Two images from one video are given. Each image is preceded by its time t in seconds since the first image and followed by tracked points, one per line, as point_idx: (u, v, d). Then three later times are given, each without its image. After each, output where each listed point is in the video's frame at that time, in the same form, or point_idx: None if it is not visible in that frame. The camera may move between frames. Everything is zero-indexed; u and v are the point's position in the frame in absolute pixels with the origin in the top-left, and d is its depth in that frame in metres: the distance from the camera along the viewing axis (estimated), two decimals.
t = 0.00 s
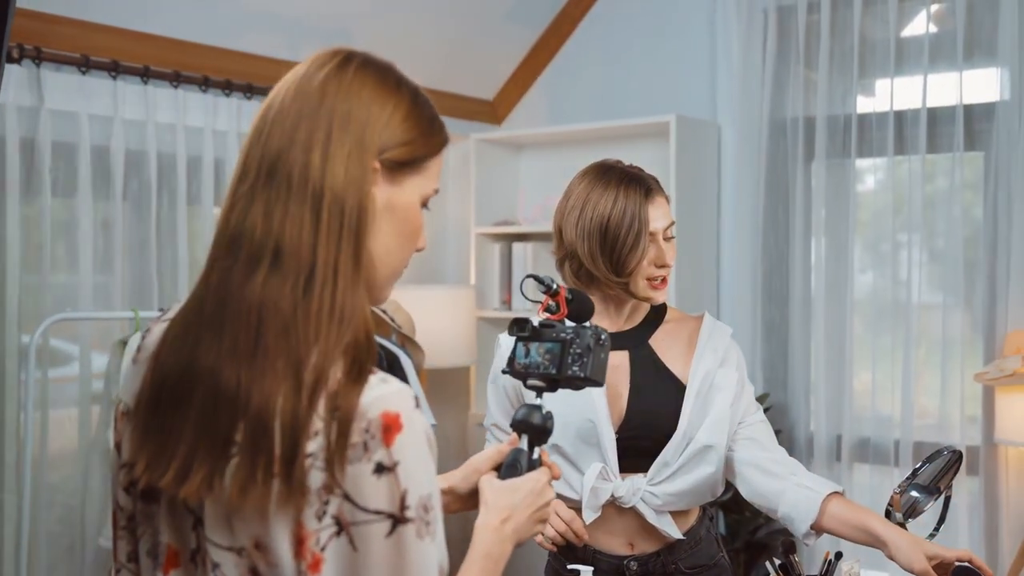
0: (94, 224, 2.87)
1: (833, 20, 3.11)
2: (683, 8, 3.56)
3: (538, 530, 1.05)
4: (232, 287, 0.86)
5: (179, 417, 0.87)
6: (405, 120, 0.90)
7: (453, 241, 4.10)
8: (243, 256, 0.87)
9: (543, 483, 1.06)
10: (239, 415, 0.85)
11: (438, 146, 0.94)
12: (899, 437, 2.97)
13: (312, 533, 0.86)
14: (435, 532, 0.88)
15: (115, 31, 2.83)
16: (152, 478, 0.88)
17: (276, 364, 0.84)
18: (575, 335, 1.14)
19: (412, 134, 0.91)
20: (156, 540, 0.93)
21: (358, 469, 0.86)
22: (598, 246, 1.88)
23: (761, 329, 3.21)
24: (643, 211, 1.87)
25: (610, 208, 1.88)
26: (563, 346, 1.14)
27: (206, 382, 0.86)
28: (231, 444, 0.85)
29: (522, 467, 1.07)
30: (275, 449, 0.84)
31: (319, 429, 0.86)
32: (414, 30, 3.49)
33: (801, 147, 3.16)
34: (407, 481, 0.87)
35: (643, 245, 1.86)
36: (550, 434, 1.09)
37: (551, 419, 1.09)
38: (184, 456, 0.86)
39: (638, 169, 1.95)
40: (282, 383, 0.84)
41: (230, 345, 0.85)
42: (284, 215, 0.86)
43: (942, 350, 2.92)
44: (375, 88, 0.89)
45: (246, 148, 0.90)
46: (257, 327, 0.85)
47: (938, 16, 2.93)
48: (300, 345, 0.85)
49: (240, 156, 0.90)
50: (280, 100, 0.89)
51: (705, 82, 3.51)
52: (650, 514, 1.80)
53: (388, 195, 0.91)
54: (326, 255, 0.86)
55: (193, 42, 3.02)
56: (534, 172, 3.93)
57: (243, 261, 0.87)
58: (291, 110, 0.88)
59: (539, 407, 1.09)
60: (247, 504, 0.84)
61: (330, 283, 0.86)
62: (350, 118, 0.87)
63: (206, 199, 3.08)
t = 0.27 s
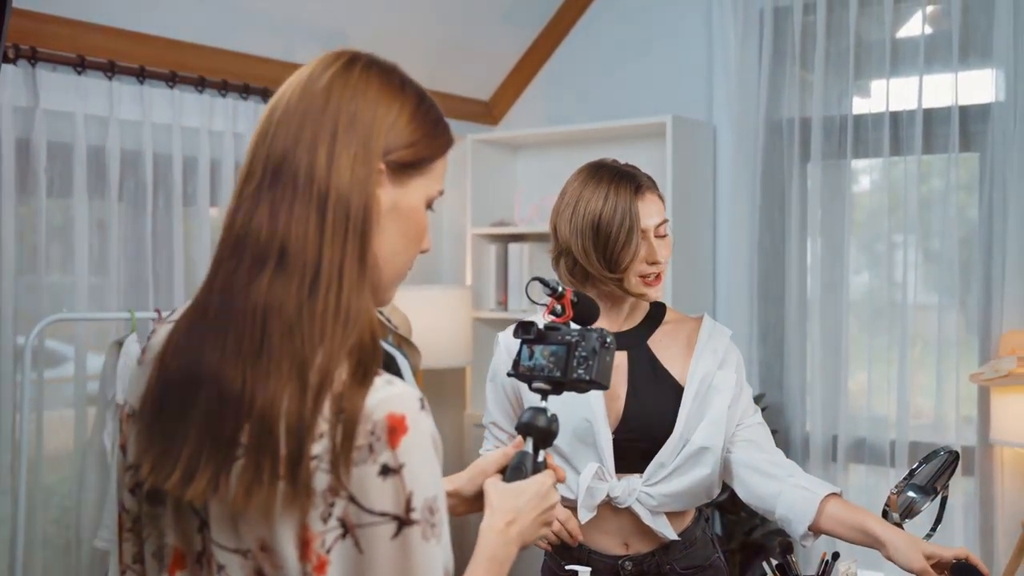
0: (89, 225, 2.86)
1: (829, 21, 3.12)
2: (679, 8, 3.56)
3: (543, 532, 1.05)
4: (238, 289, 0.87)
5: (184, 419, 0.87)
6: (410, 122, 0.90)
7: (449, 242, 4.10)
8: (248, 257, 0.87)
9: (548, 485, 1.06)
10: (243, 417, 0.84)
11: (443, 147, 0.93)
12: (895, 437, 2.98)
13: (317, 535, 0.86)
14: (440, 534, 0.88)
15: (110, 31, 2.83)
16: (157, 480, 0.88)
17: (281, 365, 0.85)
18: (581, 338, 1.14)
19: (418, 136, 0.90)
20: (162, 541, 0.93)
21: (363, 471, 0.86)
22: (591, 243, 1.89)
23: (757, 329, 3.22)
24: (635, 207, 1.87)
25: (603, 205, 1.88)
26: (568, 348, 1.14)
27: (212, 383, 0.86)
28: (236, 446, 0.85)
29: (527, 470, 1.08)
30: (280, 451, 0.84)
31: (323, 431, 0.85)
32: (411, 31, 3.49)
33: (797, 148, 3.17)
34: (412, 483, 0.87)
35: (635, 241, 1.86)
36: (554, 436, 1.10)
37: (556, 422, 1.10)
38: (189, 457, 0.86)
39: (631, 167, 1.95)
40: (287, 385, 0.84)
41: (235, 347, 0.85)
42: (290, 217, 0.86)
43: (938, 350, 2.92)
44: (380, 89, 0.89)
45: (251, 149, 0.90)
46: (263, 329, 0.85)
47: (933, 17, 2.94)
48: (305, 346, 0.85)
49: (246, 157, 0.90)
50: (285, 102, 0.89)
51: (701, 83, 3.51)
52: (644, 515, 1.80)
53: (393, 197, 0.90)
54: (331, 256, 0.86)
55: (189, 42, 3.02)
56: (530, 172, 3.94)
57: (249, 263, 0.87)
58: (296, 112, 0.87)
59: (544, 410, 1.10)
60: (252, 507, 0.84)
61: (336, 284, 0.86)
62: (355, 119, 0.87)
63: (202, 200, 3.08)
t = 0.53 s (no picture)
0: (85, 226, 2.85)
1: (825, 23, 3.12)
2: (676, 9, 3.56)
3: (546, 536, 1.05)
4: (243, 290, 0.86)
5: (190, 420, 0.87)
6: (416, 124, 0.90)
7: (446, 242, 4.10)
8: (254, 259, 0.87)
9: (552, 488, 1.07)
10: (249, 419, 0.84)
11: (448, 150, 0.93)
12: (891, 437, 2.98)
13: (322, 537, 0.86)
14: (446, 535, 0.88)
15: (107, 31, 2.82)
16: (162, 481, 0.88)
17: (286, 366, 0.84)
18: (585, 341, 1.14)
19: (422, 138, 0.90)
20: (167, 543, 0.93)
21: (369, 473, 0.86)
22: (579, 239, 1.89)
23: (753, 329, 3.22)
24: (620, 201, 1.88)
25: (589, 201, 1.90)
26: (573, 351, 1.14)
27: (217, 385, 0.85)
28: (241, 447, 0.85)
29: (532, 473, 1.08)
30: (286, 453, 0.84)
31: (329, 433, 0.85)
32: (408, 31, 3.49)
33: (794, 148, 3.17)
34: (418, 484, 0.87)
35: (620, 234, 1.86)
36: (559, 439, 1.11)
37: (560, 425, 1.11)
38: (195, 459, 0.86)
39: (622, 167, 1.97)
40: (293, 387, 0.84)
41: (240, 348, 0.85)
42: (295, 218, 0.86)
43: (934, 350, 2.93)
44: (385, 91, 0.89)
45: (256, 151, 0.90)
46: (268, 330, 0.84)
47: (929, 18, 2.94)
48: (310, 348, 0.84)
49: (251, 159, 0.90)
50: (290, 103, 0.89)
51: (697, 84, 3.52)
52: (640, 514, 1.80)
53: (399, 198, 0.90)
54: (337, 257, 0.86)
55: (186, 43, 3.01)
56: (527, 173, 3.94)
57: (254, 264, 0.86)
58: (301, 114, 0.87)
59: (549, 413, 1.11)
60: (257, 509, 0.84)
61: (341, 285, 0.86)
62: (361, 120, 0.87)
63: (198, 201, 3.08)
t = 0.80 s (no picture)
0: (81, 228, 2.85)
1: (821, 24, 3.12)
2: (672, 10, 3.57)
3: (550, 540, 1.05)
4: (248, 292, 0.86)
5: (194, 422, 0.87)
6: (421, 126, 0.90)
7: (442, 242, 4.10)
8: (259, 260, 0.86)
9: (556, 492, 1.06)
10: (254, 420, 0.84)
11: (453, 152, 0.93)
12: (887, 438, 2.98)
13: (327, 539, 0.85)
14: (453, 538, 0.88)
15: (102, 31, 2.82)
16: (167, 483, 0.88)
17: (292, 368, 0.84)
18: (589, 344, 1.15)
19: (427, 139, 0.90)
20: (171, 545, 0.93)
21: (374, 475, 0.85)
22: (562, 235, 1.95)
23: (750, 330, 3.22)
24: (597, 198, 1.92)
25: (569, 201, 1.95)
26: (577, 354, 1.14)
27: (221, 387, 0.85)
28: (246, 449, 0.84)
29: (535, 476, 1.08)
30: (290, 456, 0.83)
31: (334, 435, 0.85)
32: (404, 31, 3.48)
33: (790, 149, 3.18)
34: (424, 487, 0.86)
35: (596, 229, 1.89)
36: (562, 442, 1.11)
37: (564, 428, 1.11)
38: (200, 460, 0.86)
39: (609, 168, 2.01)
40: (298, 388, 0.84)
41: (245, 350, 0.85)
42: (300, 219, 0.86)
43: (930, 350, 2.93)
44: (390, 93, 0.88)
45: (261, 152, 0.90)
46: (273, 332, 0.85)
47: (925, 19, 2.95)
48: (315, 350, 0.85)
49: (256, 161, 0.90)
50: (295, 105, 0.89)
51: (694, 85, 3.52)
52: (636, 512, 1.80)
53: (404, 201, 0.90)
54: (342, 259, 0.86)
55: (182, 43, 3.01)
56: (523, 173, 3.94)
57: (259, 266, 0.86)
58: (306, 116, 0.87)
59: (553, 417, 1.11)
60: (262, 511, 0.83)
61: (346, 287, 0.86)
62: (366, 121, 0.87)
63: (194, 201, 3.08)
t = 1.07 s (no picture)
0: (77, 228, 2.84)
1: (817, 25, 3.13)
2: (669, 10, 3.57)
3: (553, 544, 1.05)
4: (253, 294, 0.86)
5: (199, 423, 0.86)
6: (427, 128, 0.90)
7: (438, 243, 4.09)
8: (264, 262, 0.86)
9: (559, 496, 1.06)
10: (259, 422, 0.84)
11: (458, 154, 0.93)
12: (883, 438, 2.99)
13: (331, 542, 0.85)
14: (457, 540, 0.88)
15: (99, 32, 2.81)
16: (171, 484, 0.87)
17: (297, 370, 0.84)
18: (593, 348, 1.15)
19: (433, 142, 0.90)
20: (174, 547, 0.93)
21: (379, 478, 0.86)
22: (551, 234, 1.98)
23: (746, 329, 3.23)
24: (580, 195, 1.96)
25: (556, 200, 1.99)
26: (581, 358, 1.15)
27: (226, 388, 0.85)
28: (251, 451, 0.84)
29: (539, 480, 1.08)
30: (296, 458, 0.83)
31: (339, 437, 0.85)
32: (401, 32, 3.48)
33: (786, 149, 3.18)
34: (429, 490, 0.86)
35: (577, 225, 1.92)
36: (565, 446, 1.12)
37: (567, 432, 1.13)
38: (204, 462, 0.85)
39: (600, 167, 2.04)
40: (303, 391, 0.84)
41: (250, 351, 0.85)
42: (306, 221, 0.86)
43: (926, 349, 2.93)
44: (397, 95, 0.88)
45: (267, 153, 0.89)
46: (278, 334, 0.84)
47: (921, 20, 2.95)
48: (321, 352, 0.85)
49: (261, 163, 0.90)
50: (301, 106, 0.88)
51: (690, 85, 3.52)
52: (631, 511, 1.80)
53: (410, 203, 0.90)
54: (348, 261, 0.86)
55: (178, 43, 3.00)
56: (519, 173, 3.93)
57: (265, 267, 0.86)
58: (313, 117, 0.87)
59: (556, 421, 1.13)
60: (267, 513, 0.83)
61: (352, 289, 0.86)
62: (372, 123, 0.87)
63: (190, 202, 3.07)
